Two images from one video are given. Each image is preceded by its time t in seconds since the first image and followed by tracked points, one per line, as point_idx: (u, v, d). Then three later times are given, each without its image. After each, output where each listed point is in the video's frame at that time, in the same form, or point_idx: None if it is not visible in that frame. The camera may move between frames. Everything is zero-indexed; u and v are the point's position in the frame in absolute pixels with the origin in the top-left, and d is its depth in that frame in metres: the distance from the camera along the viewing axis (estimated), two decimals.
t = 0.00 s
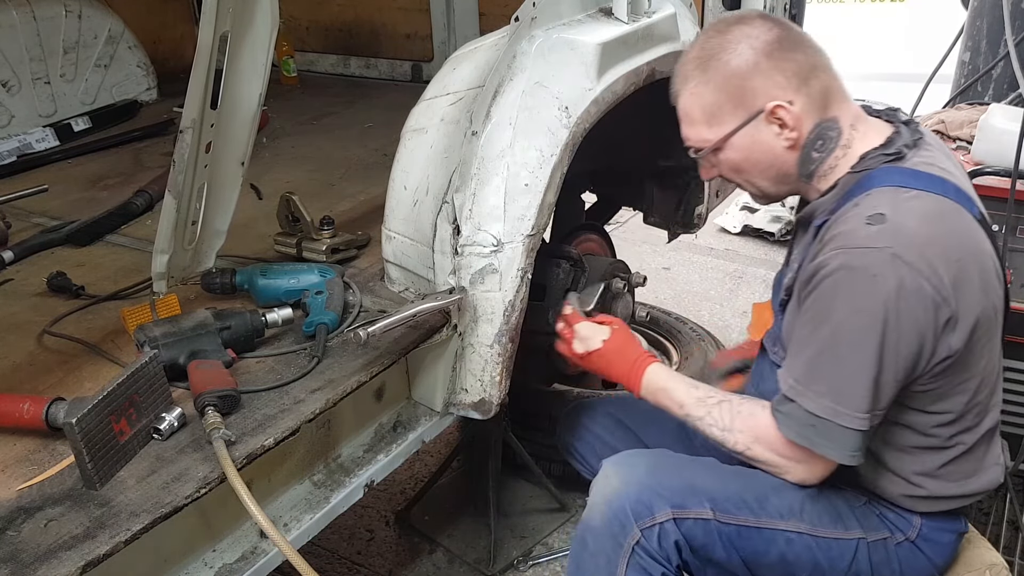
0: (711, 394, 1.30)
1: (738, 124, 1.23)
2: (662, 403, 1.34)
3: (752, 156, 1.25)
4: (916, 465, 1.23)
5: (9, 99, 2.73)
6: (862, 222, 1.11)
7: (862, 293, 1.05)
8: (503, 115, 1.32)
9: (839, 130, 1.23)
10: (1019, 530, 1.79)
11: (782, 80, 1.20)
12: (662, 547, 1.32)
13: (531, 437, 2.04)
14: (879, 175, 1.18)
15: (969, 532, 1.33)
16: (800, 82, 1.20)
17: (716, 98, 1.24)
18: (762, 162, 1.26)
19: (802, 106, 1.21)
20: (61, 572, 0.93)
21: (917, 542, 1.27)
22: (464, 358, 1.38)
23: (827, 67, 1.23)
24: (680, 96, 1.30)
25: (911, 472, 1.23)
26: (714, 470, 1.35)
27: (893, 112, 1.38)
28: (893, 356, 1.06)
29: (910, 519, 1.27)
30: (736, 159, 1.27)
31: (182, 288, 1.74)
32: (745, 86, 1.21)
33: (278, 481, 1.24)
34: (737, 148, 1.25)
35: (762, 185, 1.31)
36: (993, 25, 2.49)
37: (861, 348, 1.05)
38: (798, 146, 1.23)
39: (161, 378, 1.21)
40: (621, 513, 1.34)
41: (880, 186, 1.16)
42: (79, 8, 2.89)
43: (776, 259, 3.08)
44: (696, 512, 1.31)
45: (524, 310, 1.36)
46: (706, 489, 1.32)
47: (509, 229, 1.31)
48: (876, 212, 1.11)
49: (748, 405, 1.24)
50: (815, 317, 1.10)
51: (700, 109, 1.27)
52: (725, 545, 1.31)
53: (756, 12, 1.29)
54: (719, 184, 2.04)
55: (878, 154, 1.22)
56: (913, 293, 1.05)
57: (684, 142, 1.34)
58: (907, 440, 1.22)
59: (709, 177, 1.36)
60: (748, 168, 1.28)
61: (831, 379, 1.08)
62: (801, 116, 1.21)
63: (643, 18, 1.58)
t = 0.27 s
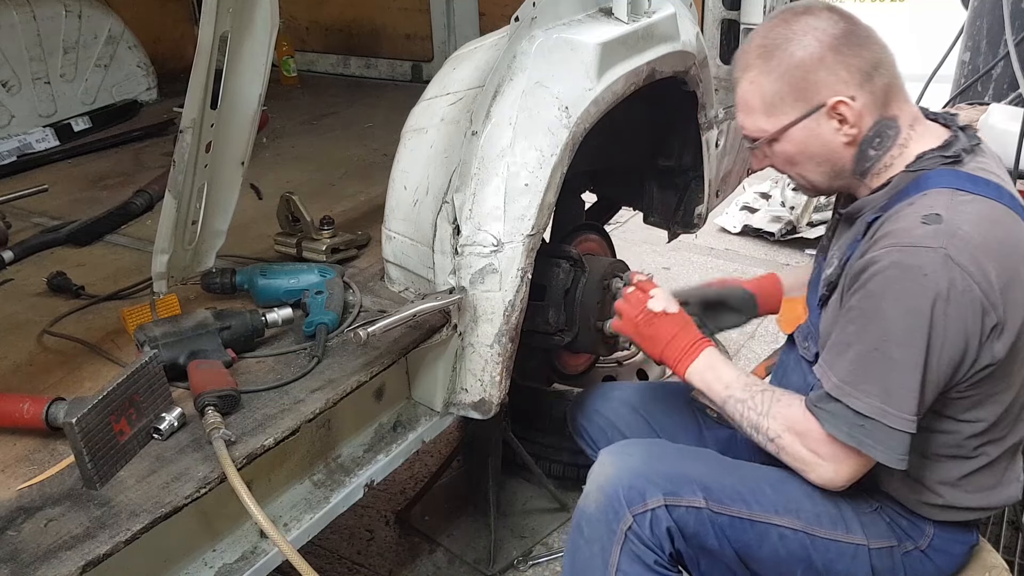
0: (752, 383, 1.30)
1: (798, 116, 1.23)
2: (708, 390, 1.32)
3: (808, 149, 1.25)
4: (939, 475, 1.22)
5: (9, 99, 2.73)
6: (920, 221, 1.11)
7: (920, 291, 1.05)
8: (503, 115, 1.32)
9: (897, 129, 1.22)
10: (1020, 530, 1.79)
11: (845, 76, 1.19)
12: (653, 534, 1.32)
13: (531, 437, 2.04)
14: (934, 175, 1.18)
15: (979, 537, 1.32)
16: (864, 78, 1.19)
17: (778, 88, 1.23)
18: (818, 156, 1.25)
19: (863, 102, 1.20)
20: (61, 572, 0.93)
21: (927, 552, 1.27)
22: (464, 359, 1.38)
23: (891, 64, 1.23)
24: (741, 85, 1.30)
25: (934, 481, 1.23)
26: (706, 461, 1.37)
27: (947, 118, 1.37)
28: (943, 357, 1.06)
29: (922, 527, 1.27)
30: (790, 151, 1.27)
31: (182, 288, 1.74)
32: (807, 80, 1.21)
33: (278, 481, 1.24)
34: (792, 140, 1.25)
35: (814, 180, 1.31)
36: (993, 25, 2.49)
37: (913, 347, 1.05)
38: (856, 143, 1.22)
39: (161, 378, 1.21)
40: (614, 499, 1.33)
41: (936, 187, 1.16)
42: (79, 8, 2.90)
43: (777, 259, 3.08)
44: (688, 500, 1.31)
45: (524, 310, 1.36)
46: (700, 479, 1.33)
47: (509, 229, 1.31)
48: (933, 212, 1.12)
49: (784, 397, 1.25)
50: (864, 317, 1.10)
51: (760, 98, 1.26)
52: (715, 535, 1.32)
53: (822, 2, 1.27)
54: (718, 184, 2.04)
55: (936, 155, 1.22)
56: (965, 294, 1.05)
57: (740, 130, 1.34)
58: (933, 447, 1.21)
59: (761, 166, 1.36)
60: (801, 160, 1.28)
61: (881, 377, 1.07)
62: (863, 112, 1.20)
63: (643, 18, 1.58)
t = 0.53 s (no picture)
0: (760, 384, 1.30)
1: (828, 113, 1.23)
2: (712, 389, 1.32)
3: (834, 147, 1.25)
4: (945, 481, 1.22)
5: (9, 99, 2.73)
6: (946, 226, 1.11)
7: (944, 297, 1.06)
8: (503, 116, 1.32)
9: (925, 131, 1.23)
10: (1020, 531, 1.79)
11: (880, 76, 1.20)
12: (648, 527, 1.32)
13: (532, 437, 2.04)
14: (960, 180, 1.18)
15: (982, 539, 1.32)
16: (897, 80, 1.20)
17: (810, 84, 1.23)
18: (843, 153, 1.26)
19: (895, 104, 1.20)
20: (61, 572, 0.93)
21: (929, 555, 1.27)
22: (464, 358, 1.38)
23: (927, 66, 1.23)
24: (770, 78, 1.30)
25: (939, 486, 1.23)
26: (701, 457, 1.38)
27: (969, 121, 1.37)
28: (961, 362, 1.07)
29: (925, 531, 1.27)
30: (815, 148, 1.27)
31: (183, 288, 1.74)
32: (841, 78, 1.21)
33: (277, 480, 1.24)
34: (819, 138, 1.25)
35: (836, 178, 1.32)
36: (993, 25, 2.48)
37: (933, 353, 1.06)
38: (883, 144, 1.23)
39: (161, 378, 1.21)
40: (609, 493, 1.34)
41: (963, 191, 1.16)
42: (79, 8, 2.90)
43: (777, 259, 3.08)
44: (682, 493, 1.32)
45: (524, 310, 1.36)
46: (694, 473, 1.34)
47: (509, 229, 1.31)
48: (961, 217, 1.11)
49: (793, 396, 1.25)
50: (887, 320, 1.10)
51: (790, 92, 1.26)
52: (710, 530, 1.32)
53: None
54: (719, 184, 2.04)
55: (962, 159, 1.22)
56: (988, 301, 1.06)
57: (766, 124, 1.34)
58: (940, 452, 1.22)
59: (784, 161, 1.36)
60: (824, 158, 1.28)
61: (904, 382, 1.08)
62: (894, 114, 1.21)
63: (643, 19, 1.58)
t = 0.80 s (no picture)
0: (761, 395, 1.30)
1: (827, 114, 1.23)
2: (710, 399, 1.34)
3: (831, 147, 1.26)
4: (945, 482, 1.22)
5: (8, 99, 2.73)
6: (948, 229, 1.11)
7: (949, 303, 1.06)
8: (503, 116, 1.32)
9: (922, 132, 1.24)
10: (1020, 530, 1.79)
11: (881, 77, 1.20)
12: (653, 538, 1.33)
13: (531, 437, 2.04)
14: (957, 182, 1.19)
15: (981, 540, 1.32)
16: (897, 80, 1.21)
17: (810, 84, 1.23)
18: (839, 153, 1.26)
19: (893, 105, 1.21)
20: (61, 572, 0.93)
21: (927, 556, 1.27)
22: (464, 359, 1.38)
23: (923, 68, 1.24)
24: (767, 75, 1.30)
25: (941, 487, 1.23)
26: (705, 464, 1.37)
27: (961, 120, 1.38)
28: (969, 366, 1.08)
29: (925, 533, 1.27)
30: (812, 147, 1.28)
31: (183, 288, 1.74)
32: (842, 79, 1.21)
33: (278, 481, 1.24)
34: (818, 137, 1.26)
35: (829, 177, 1.32)
36: (993, 25, 2.48)
37: (941, 358, 1.06)
38: (881, 145, 1.24)
39: (161, 378, 1.21)
40: (613, 504, 1.34)
41: (960, 193, 1.17)
42: (79, 8, 2.90)
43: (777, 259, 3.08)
44: (688, 504, 1.32)
45: (524, 310, 1.36)
46: (698, 483, 1.34)
47: (509, 229, 1.31)
48: (961, 220, 1.12)
49: (798, 409, 1.24)
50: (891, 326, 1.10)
51: (789, 92, 1.26)
52: (715, 539, 1.33)
53: None
54: (718, 184, 2.04)
55: (957, 160, 1.23)
56: (992, 304, 1.06)
57: (761, 124, 1.34)
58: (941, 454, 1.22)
59: (776, 159, 1.37)
60: (821, 156, 1.29)
61: (912, 389, 1.08)
62: (892, 115, 1.22)
63: (643, 18, 1.58)
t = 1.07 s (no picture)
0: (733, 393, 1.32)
1: (827, 117, 1.23)
2: (677, 398, 1.35)
3: (828, 151, 1.26)
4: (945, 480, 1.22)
5: (8, 99, 2.73)
6: (935, 230, 1.12)
7: (934, 303, 1.07)
8: (503, 116, 1.32)
9: (916, 135, 1.25)
10: (1020, 531, 1.79)
11: (879, 81, 1.21)
12: (657, 541, 1.33)
13: (531, 437, 2.04)
14: (946, 183, 1.19)
15: (981, 539, 1.32)
16: (894, 83, 1.21)
17: (808, 88, 1.23)
18: (836, 157, 1.26)
19: (891, 109, 1.22)
20: (61, 572, 0.93)
21: (928, 555, 1.28)
22: (464, 359, 1.38)
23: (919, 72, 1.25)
24: (762, 78, 1.30)
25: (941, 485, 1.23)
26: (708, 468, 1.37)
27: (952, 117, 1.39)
28: (956, 366, 1.09)
29: (924, 532, 1.28)
30: (809, 150, 1.27)
31: (183, 287, 1.74)
32: (841, 82, 1.21)
33: (278, 482, 1.24)
34: (816, 141, 1.25)
35: (824, 180, 1.32)
36: (993, 25, 2.48)
37: (926, 358, 1.07)
38: (877, 148, 1.24)
39: (161, 378, 1.21)
40: (617, 508, 1.34)
41: (949, 193, 1.17)
42: (79, 8, 2.90)
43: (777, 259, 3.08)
44: (692, 507, 1.32)
45: (524, 310, 1.36)
46: (701, 486, 1.34)
47: (509, 229, 1.30)
48: (949, 221, 1.12)
49: (771, 406, 1.26)
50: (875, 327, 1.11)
51: (787, 97, 1.26)
52: (719, 541, 1.33)
53: None
54: (718, 184, 2.04)
55: (946, 160, 1.23)
56: (978, 305, 1.07)
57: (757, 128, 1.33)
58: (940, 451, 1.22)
59: (769, 162, 1.36)
60: (816, 160, 1.28)
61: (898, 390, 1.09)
62: (889, 119, 1.22)
63: (643, 18, 1.58)
